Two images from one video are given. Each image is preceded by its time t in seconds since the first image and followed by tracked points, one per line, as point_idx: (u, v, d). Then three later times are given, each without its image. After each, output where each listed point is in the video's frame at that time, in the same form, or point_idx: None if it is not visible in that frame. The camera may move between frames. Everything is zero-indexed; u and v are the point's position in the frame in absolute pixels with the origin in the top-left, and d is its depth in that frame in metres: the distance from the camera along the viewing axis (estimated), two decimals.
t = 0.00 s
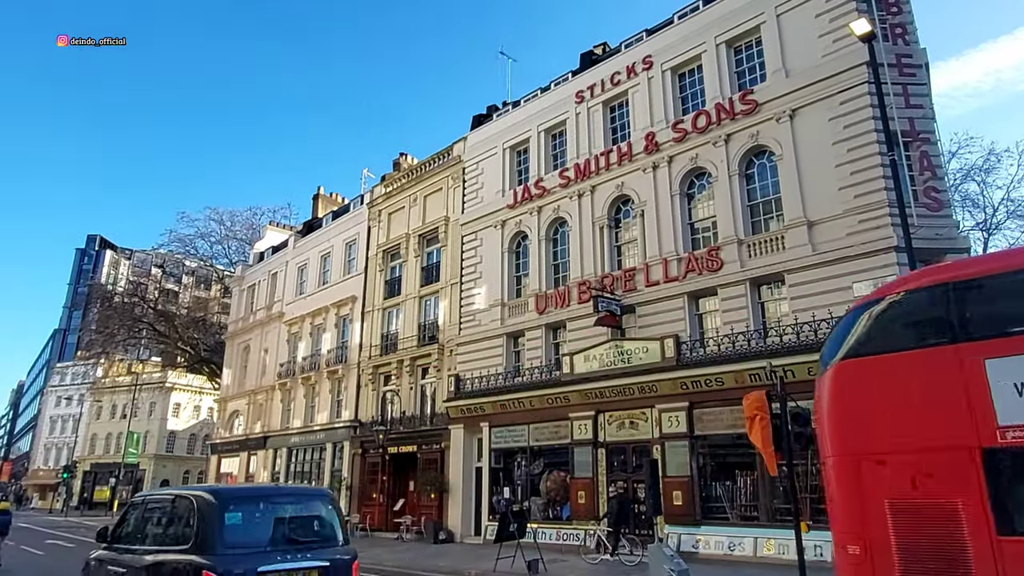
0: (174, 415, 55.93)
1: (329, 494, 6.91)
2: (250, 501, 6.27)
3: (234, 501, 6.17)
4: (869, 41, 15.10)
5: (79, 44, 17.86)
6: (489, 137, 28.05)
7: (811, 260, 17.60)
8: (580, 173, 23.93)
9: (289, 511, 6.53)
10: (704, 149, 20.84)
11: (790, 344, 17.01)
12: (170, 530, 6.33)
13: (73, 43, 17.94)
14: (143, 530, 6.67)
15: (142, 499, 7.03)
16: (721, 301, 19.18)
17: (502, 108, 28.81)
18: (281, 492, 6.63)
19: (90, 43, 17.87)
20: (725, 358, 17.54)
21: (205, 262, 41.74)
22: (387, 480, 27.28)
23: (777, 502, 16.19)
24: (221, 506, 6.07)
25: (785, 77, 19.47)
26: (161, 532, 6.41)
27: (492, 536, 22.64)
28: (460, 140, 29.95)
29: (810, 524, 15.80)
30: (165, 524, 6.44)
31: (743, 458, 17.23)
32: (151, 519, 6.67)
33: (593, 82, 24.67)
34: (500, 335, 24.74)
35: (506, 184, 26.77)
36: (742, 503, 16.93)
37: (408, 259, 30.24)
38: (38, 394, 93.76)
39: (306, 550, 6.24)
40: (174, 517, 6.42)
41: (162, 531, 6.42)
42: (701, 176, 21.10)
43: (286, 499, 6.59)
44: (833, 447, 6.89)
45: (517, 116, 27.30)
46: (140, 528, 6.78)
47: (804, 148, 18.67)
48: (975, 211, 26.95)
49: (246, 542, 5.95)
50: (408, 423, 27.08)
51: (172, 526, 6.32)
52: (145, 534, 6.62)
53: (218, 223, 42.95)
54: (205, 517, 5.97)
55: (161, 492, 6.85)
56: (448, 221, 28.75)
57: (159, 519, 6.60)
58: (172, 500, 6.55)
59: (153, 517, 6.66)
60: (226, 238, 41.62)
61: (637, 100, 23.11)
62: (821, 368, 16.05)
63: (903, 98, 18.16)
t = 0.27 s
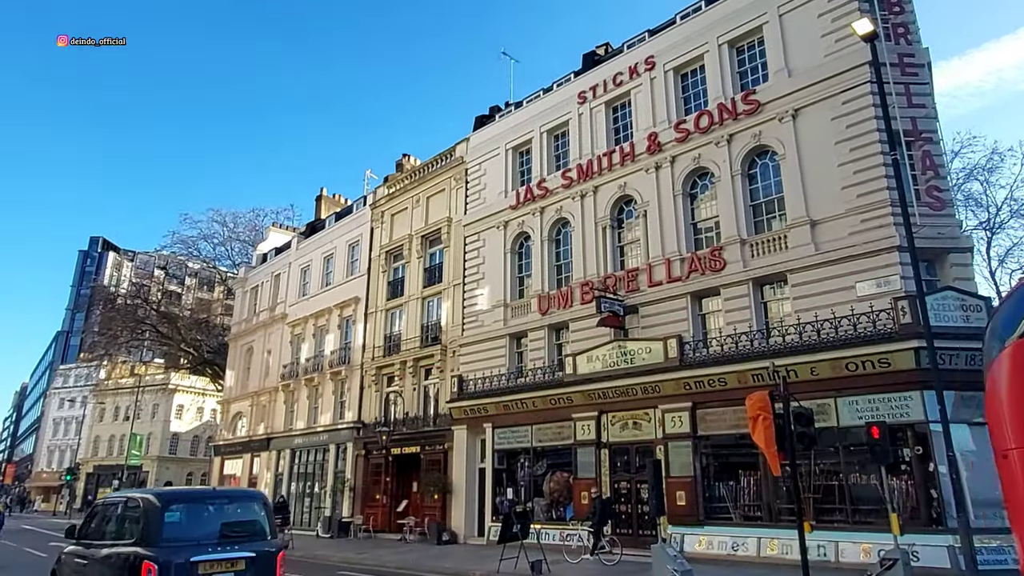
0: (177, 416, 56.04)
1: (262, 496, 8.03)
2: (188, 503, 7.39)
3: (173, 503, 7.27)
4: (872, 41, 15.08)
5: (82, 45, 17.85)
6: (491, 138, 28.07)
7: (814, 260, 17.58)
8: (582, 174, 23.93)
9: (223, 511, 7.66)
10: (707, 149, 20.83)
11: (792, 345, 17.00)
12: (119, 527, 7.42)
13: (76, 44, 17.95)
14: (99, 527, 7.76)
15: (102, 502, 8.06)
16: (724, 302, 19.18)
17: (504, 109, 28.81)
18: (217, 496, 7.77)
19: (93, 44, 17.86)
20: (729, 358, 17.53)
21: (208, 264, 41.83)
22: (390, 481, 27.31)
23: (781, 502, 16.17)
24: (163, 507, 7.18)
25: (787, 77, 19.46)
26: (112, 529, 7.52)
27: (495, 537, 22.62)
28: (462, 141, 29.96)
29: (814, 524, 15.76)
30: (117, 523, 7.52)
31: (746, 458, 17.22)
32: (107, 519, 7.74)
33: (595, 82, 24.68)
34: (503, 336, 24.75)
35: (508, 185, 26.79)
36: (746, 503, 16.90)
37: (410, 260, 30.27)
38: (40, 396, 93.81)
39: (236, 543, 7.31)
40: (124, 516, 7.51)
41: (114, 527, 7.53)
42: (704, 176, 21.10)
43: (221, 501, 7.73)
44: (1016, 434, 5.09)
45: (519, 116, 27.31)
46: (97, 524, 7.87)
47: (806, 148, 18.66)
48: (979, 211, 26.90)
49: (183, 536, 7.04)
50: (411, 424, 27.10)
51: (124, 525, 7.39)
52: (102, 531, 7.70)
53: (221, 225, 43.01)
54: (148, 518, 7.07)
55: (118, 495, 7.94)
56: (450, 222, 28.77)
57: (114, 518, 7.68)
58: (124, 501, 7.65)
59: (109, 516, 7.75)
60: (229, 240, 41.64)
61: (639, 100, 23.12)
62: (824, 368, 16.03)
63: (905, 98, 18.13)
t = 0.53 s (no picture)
0: (177, 415, 56.06)
1: (211, 495, 9.35)
2: (144, 503, 8.74)
3: (129, 502, 8.61)
4: (873, 39, 15.07)
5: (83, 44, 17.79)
6: (492, 136, 28.06)
7: (814, 258, 17.57)
8: (583, 173, 23.93)
9: (175, 507, 9.01)
10: (707, 148, 20.82)
11: (793, 343, 17.00)
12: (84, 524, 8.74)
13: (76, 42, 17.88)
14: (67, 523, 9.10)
15: (73, 500, 9.30)
16: (725, 300, 19.18)
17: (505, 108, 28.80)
18: (173, 496, 9.14)
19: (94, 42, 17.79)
20: (730, 356, 17.52)
21: (208, 263, 41.82)
22: (390, 480, 27.33)
23: (781, 500, 16.18)
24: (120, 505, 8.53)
25: (788, 75, 19.45)
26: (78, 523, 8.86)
27: (496, 536, 22.63)
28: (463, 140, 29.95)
29: (814, 522, 15.77)
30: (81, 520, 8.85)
31: (746, 456, 17.22)
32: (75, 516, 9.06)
33: (596, 81, 24.66)
34: (503, 335, 24.75)
35: (509, 184, 26.78)
36: (746, 501, 16.91)
37: (411, 259, 30.27)
38: (41, 396, 93.84)
39: (183, 536, 8.61)
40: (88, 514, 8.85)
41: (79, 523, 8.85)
42: (704, 174, 21.09)
43: (174, 500, 9.07)
44: None
45: (520, 115, 27.31)
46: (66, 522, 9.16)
47: (807, 146, 18.65)
48: (979, 209, 26.90)
49: (136, 529, 8.37)
50: (412, 423, 27.10)
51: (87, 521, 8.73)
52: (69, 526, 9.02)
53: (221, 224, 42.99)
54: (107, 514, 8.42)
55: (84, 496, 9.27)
56: (451, 220, 28.77)
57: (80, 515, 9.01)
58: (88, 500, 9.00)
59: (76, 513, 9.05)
60: (229, 239, 41.64)
61: (640, 99, 23.12)
62: (824, 366, 16.03)
63: (906, 96, 18.13)
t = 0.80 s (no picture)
0: (176, 415, 56.04)
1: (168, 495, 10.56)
2: (108, 501, 9.98)
3: (94, 501, 9.86)
4: (871, 38, 15.09)
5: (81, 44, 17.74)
6: (490, 135, 28.06)
7: (812, 256, 17.60)
8: (582, 171, 23.94)
9: (140, 506, 10.25)
10: (705, 147, 20.84)
11: (791, 341, 17.03)
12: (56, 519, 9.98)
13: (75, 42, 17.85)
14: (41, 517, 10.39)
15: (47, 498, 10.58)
16: (723, 299, 19.20)
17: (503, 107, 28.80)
18: (136, 496, 10.37)
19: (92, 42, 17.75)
20: (728, 355, 17.55)
21: (206, 262, 41.80)
22: (389, 479, 27.36)
23: (779, 498, 16.23)
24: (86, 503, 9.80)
25: (786, 74, 19.47)
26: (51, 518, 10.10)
27: (495, 535, 22.64)
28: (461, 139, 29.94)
29: (812, 520, 15.80)
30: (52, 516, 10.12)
31: (745, 455, 17.25)
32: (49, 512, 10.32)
33: (595, 80, 24.66)
34: (502, 334, 24.76)
35: (507, 182, 26.78)
36: (744, 499, 16.94)
37: (410, 258, 30.26)
38: (40, 396, 93.99)
39: (142, 530, 9.86)
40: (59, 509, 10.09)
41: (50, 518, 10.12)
42: (703, 173, 21.10)
43: (138, 499, 10.32)
44: None
45: (518, 114, 27.31)
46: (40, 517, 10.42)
47: (805, 145, 18.68)
48: (976, 208, 26.94)
49: (99, 525, 9.61)
50: (411, 422, 27.11)
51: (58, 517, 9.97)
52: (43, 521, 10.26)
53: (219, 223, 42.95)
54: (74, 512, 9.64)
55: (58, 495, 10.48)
56: (450, 220, 28.77)
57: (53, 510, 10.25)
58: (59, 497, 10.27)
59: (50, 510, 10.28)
60: (227, 238, 41.60)
61: (638, 98, 23.13)
62: (822, 365, 16.06)
63: (904, 95, 18.16)
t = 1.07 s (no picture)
0: (171, 414, 55.87)
1: (128, 495, 11.56)
2: (73, 500, 11.04)
3: (60, 501, 10.90)
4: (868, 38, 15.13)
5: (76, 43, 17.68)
6: (487, 135, 28.01)
7: (808, 256, 17.63)
8: (578, 171, 23.93)
9: (103, 505, 11.29)
10: (702, 146, 20.86)
11: (787, 341, 17.05)
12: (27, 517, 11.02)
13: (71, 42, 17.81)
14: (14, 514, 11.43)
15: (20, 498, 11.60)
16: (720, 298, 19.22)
17: (500, 106, 28.77)
18: (99, 496, 11.38)
19: (88, 42, 17.69)
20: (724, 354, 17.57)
21: (202, 260, 41.01)
22: (385, 478, 27.35)
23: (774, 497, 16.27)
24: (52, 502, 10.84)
25: (782, 74, 19.49)
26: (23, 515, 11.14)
27: (491, 534, 22.64)
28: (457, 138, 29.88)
29: (807, 519, 15.83)
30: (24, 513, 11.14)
31: (740, 454, 17.27)
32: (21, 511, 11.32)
33: (591, 79, 24.64)
34: (498, 333, 24.76)
35: (504, 182, 26.75)
36: (740, 498, 16.96)
37: (406, 257, 30.23)
38: (33, 396, 93.61)
39: (103, 526, 10.90)
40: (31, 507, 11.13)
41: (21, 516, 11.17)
42: (699, 172, 21.11)
43: (103, 499, 11.35)
44: None
45: (515, 113, 27.28)
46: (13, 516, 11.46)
47: (801, 145, 18.69)
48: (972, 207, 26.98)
49: (66, 521, 10.68)
50: (407, 421, 27.08)
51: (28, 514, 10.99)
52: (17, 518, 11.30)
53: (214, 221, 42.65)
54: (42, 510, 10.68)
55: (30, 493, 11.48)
56: (446, 219, 28.72)
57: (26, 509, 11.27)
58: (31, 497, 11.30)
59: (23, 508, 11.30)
60: (223, 237, 41.45)
61: (635, 97, 23.12)
62: (818, 365, 16.09)
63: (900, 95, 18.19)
